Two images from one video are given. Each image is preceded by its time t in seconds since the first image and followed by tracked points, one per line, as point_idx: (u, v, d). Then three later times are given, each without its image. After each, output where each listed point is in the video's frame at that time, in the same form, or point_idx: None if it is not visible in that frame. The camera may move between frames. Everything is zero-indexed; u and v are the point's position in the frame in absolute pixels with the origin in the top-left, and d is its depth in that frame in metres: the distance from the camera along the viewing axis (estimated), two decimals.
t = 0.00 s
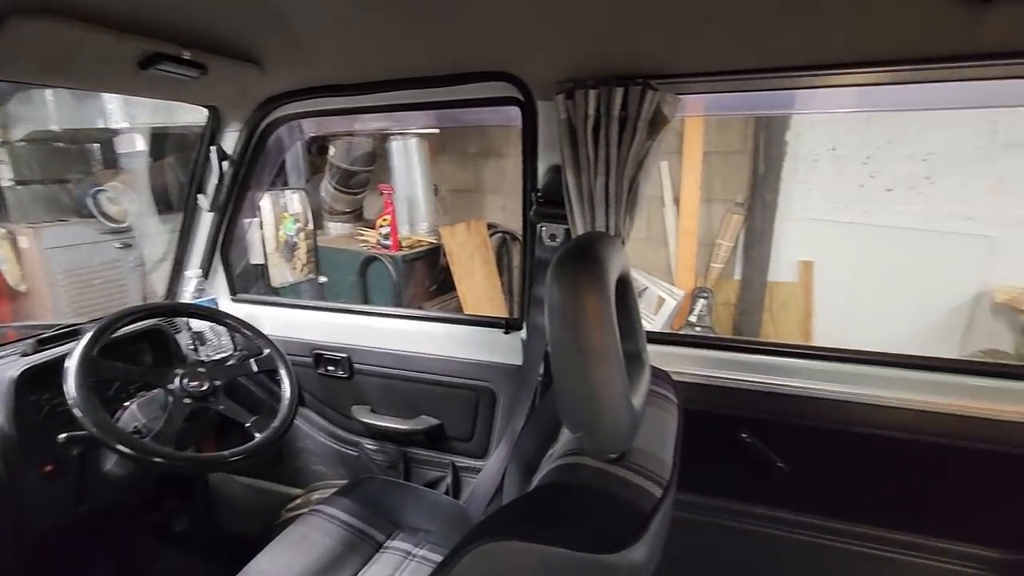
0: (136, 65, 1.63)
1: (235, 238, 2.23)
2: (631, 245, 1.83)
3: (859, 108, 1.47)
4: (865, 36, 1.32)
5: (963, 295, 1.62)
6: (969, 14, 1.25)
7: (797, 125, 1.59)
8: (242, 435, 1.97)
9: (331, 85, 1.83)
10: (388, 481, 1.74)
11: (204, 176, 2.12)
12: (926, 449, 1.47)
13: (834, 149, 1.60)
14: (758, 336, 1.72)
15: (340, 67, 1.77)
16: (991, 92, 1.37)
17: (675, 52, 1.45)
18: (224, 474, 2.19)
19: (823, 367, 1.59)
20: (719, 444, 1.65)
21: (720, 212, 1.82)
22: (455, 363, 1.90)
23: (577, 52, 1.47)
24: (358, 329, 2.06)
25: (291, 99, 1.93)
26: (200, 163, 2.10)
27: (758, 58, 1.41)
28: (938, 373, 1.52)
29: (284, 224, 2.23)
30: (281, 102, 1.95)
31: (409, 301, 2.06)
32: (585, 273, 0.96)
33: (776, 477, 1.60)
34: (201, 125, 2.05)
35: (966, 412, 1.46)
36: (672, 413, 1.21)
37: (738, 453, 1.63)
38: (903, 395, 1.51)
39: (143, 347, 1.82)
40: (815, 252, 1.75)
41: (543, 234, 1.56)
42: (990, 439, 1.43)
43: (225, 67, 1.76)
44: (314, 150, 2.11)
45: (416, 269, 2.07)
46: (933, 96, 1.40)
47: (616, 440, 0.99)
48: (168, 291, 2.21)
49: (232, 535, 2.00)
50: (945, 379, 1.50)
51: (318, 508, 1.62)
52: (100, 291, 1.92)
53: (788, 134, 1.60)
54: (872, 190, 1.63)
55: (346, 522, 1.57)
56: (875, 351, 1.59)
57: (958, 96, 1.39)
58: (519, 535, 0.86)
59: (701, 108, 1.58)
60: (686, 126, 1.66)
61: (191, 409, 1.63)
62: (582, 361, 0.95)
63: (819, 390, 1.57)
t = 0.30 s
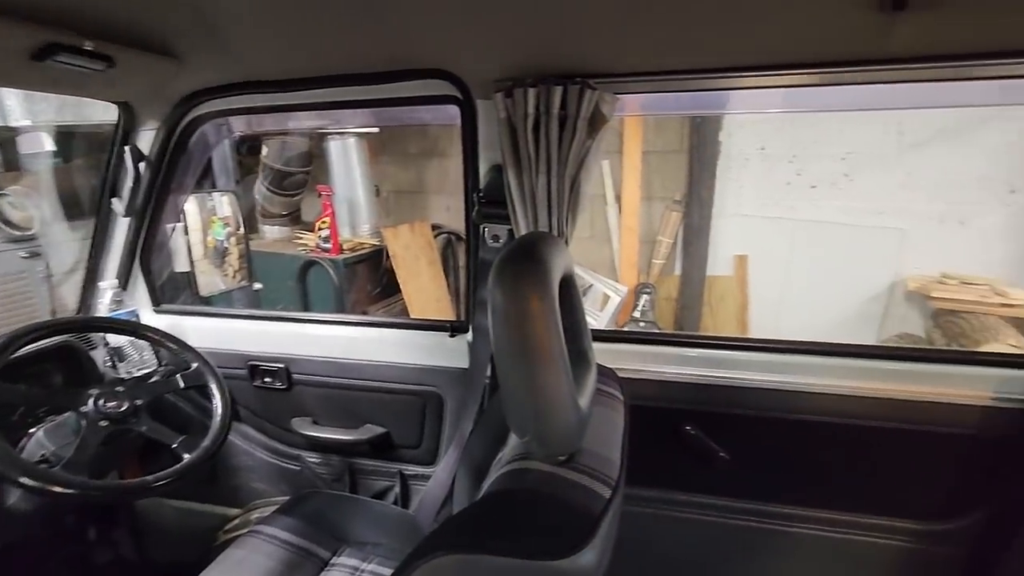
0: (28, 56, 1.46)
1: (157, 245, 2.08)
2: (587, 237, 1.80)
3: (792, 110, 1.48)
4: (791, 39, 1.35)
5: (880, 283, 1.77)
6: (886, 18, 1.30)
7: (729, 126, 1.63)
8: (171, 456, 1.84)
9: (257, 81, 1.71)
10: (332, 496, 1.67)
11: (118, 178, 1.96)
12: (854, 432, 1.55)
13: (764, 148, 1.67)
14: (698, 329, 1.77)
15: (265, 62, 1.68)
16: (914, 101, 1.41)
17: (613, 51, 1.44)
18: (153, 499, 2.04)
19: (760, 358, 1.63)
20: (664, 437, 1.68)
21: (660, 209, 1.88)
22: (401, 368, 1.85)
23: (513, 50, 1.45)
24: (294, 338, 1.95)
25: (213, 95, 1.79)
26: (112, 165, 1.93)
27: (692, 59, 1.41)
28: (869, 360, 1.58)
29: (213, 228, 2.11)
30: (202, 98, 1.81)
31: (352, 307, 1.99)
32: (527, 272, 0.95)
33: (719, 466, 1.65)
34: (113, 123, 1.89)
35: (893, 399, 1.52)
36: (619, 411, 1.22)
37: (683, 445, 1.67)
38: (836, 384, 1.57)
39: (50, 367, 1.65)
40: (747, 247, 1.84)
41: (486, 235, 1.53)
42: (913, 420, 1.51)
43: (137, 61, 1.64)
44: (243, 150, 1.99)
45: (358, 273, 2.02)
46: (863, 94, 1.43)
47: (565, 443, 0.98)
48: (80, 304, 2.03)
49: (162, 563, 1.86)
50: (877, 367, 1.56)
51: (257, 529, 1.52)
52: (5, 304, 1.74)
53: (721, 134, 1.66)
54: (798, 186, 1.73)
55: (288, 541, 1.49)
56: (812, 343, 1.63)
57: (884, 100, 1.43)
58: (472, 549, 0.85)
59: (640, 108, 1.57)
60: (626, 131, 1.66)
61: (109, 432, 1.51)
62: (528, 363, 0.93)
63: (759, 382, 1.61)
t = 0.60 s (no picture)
0: None
1: (64, 249, 1.90)
2: (527, 237, 1.81)
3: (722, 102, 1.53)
4: (721, 34, 1.36)
5: (805, 273, 1.83)
6: (803, 17, 1.34)
7: (663, 122, 1.65)
8: (88, 477, 1.67)
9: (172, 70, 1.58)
10: (272, 507, 1.60)
11: (15, 176, 1.78)
12: (786, 412, 1.63)
13: (695, 144, 1.69)
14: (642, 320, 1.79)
15: (178, 50, 1.55)
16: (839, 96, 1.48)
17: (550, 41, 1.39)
18: (68, 525, 1.93)
19: (697, 346, 1.66)
20: (608, 426, 1.71)
21: (601, 205, 1.85)
22: (341, 371, 1.79)
23: (446, 40, 1.41)
24: (225, 343, 1.84)
25: (121, 85, 1.64)
26: (6, 161, 1.75)
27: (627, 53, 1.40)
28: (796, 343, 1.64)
29: (130, 230, 1.96)
30: (110, 89, 1.65)
31: (290, 310, 1.89)
32: (463, 268, 0.93)
33: (661, 453, 1.69)
34: (5, 115, 1.71)
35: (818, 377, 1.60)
36: (563, 404, 1.22)
37: (626, 433, 1.70)
38: (769, 368, 1.63)
39: None
40: (683, 240, 1.84)
41: (424, 231, 1.51)
42: (840, 400, 1.60)
43: (28, 45, 1.49)
44: (162, 146, 1.85)
45: (296, 275, 1.91)
46: (786, 89, 1.49)
47: (509, 439, 0.96)
48: None
49: None
50: (807, 350, 1.62)
51: (188, 550, 1.43)
52: None
53: (655, 133, 1.67)
54: (729, 181, 1.75)
55: (222, 558, 1.40)
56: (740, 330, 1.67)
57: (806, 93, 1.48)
58: (410, 553, 0.84)
59: (578, 100, 1.58)
60: (565, 121, 1.64)
61: (10, 454, 1.39)
62: (468, 359, 0.92)
63: (697, 369, 1.65)
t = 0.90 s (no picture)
0: None
1: None
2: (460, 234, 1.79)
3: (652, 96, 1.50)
4: (653, 23, 1.26)
5: (735, 262, 2.00)
6: (720, 12, 1.26)
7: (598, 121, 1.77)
8: None
9: (48, 59, 1.37)
10: (197, 527, 1.52)
11: None
12: (717, 396, 1.68)
13: (630, 142, 1.84)
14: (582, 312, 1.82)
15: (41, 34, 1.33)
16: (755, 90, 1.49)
17: (475, 27, 1.26)
18: None
19: (633, 336, 1.68)
20: (547, 418, 1.71)
21: (540, 201, 1.90)
22: (269, 377, 1.71)
23: (361, 27, 1.27)
24: (143, 351, 1.72)
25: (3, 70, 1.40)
26: None
27: (554, 43, 1.28)
28: (729, 326, 1.68)
29: (30, 234, 1.79)
30: None
31: (219, 315, 1.82)
32: (381, 262, 0.91)
33: (598, 443, 1.72)
34: None
35: (750, 361, 1.66)
36: (496, 397, 1.22)
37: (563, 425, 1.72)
38: (704, 353, 1.66)
39: None
40: (620, 235, 1.96)
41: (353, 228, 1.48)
42: (765, 382, 1.67)
43: None
44: (65, 145, 1.67)
45: (224, 279, 1.83)
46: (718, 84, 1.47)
47: (439, 435, 0.94)
48: None
49: None
50: (739, 334, 1.67)
51: None
52: None
53: (591, 128, 1.77)
54: (662, 176, 1.93)
55: None
56: (681, 318, 1.71)
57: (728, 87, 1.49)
58: (337, 560, 0.83)
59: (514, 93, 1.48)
60: (503, 115, 1.60)
61: None
62: (391, 354, 0.90)
63: (634, 355, 1.67)
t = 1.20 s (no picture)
0: None
1: None
2: (396, 234, 1.82)
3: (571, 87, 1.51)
4: (566, 16, 1.28)
5: (670, 255, 1.99)
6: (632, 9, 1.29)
7: (535, 116, 1.79)
8: None
9: None
10: (109, 545, 1.41)
11: None
12: (646, 382, 1.73)
13: (565, 135, 1.88)
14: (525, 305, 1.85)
15: None
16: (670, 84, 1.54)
17: (389, 14, 1.24)
18: None
19: (566, 326, 1.70)
20: (482, 411, 1.71)
21: (480, 198, 1.94)
22: (187, 383, 1.62)
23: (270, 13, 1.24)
24: (46, 362, 1.59)
25: None
26: None
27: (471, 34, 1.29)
28: (657, 313, 1.74)
29: None
30: None
31: (140, 321, 1.67)
32: (290, 254, 0.87)
33: (534, 433, 1.73)
34: None
35: (675, 346, 1.72)
36: (426, 391, 1.20)
37: (499, 417, 1.71)
38: (632, 341, 1.71)
39: None
40: (560, 228, 2.01)
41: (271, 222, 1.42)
42: (690, 365, 1.73)
43: None
44: None
45: (145, 282, 1.69)
46: (635, 78, 1.50)
47: (357, 432, 0.92)
48: None
49: None
50: (666, 322, 1.73)
51: None
52: None
53: (528, 122, 1.79)
54: (599, 172, 2.00)
55: None
56: (611, 307, 1.75)
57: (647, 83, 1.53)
58: (257, 562, 0.82)
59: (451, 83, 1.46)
60: (439, 105, 1.57)
61: None
62: (302, 351, 0.86)
63: (567, 346, 1.69)
